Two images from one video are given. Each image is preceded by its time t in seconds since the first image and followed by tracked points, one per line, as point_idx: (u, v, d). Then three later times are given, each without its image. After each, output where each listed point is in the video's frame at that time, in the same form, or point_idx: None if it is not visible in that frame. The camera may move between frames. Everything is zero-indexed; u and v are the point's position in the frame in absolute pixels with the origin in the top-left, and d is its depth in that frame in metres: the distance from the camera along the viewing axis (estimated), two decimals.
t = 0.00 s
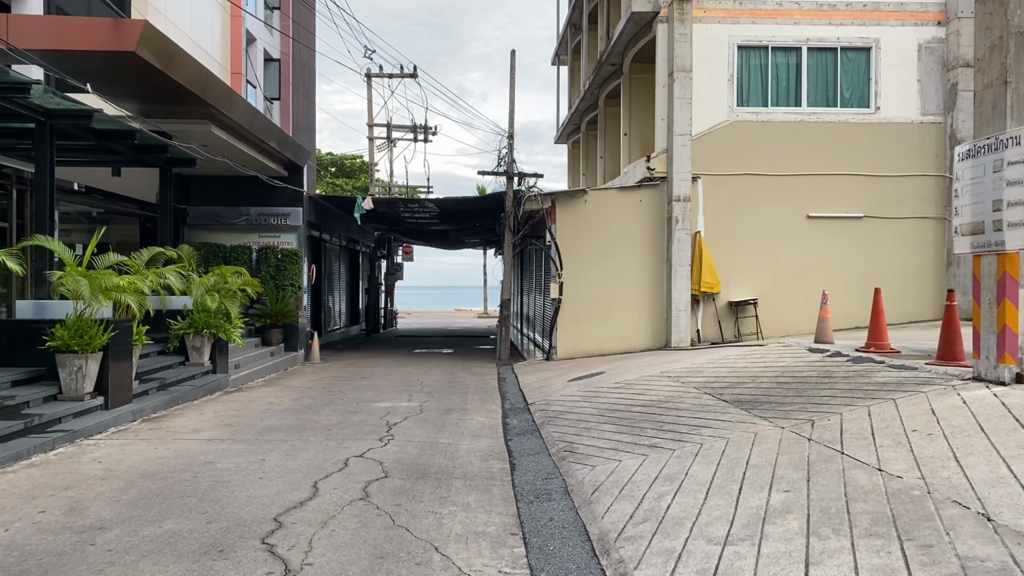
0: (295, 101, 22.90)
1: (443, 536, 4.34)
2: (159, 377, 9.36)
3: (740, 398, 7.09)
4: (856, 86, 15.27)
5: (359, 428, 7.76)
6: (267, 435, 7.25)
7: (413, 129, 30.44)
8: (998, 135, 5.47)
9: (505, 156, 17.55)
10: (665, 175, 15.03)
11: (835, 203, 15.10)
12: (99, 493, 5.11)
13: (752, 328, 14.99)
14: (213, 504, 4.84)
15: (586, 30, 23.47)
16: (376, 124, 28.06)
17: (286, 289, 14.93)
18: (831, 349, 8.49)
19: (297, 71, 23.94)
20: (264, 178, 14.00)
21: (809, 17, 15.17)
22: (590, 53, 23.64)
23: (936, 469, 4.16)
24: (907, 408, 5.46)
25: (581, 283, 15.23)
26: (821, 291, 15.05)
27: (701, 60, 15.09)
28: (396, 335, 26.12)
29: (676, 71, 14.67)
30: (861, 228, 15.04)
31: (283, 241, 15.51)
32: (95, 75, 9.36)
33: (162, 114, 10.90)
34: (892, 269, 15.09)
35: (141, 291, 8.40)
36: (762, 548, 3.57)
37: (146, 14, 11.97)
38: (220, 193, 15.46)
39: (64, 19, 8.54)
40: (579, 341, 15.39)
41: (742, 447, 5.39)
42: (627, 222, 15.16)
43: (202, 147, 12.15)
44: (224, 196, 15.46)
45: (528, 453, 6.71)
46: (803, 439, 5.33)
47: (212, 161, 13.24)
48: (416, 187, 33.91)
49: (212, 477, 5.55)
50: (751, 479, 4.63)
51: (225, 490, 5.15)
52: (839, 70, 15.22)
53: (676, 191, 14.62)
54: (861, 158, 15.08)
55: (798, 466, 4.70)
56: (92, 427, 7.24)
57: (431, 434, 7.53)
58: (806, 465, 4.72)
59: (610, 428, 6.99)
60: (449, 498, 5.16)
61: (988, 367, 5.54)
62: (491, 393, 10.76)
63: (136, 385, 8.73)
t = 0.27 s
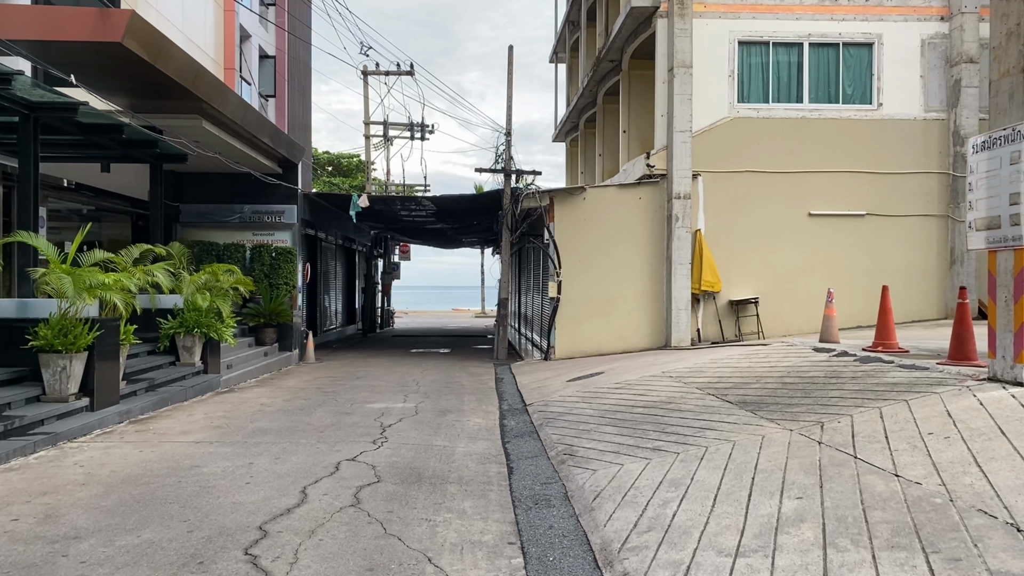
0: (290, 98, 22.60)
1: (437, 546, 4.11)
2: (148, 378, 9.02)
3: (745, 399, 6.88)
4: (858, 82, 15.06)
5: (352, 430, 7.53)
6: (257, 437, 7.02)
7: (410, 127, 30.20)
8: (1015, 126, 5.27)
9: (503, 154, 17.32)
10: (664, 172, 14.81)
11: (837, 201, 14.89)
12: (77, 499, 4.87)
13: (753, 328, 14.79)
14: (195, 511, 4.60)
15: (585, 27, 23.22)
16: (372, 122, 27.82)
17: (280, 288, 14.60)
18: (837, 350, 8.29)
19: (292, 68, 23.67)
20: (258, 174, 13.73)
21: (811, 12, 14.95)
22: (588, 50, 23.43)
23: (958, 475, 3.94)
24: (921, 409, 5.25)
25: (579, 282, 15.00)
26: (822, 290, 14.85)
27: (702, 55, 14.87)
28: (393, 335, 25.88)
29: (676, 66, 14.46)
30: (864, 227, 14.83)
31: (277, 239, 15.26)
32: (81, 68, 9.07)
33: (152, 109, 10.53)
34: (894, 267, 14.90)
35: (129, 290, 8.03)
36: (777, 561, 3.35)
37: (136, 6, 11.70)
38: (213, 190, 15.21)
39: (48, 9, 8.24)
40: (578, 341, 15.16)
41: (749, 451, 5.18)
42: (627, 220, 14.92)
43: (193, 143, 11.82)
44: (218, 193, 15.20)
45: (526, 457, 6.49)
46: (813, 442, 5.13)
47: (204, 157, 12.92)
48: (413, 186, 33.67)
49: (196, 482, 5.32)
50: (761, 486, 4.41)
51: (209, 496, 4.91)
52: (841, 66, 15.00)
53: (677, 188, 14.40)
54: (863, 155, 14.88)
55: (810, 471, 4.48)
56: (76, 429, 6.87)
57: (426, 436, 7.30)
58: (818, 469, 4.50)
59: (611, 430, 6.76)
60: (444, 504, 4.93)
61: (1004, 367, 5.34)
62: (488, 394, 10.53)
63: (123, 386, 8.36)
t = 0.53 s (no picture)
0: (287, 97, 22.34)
1: (434, 566, 3.89)
2: (139, 383, 8.65)
3: (753, 407, 6.66)
4: (863, 80, 14.83)
5: (348, 438, 7.30)
6: (248, 446, 6.79)
7: (409, 126, 29.97)
8: None
9: (502, 153, 17.09)
10: (666, 172, 14.59)
11: (841, 201, 14.67)
12: (57, 513, 4.64)
13: (757, 330, 14.57)
14: (180, 527, 4.37)
15: (585, 25, 22.99)
16: (371, 121, 27.60)
17: (277, 289, 14.34)
18: (846, 354, 8.09)
19: (290, 67, 23.44)
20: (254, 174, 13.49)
21: (815, 9, 14.72)
22: (589, 49, 23.22)
23: (985, 494, 3.73)
24: (939, 419, 5.03)
25: (580, 283, 14.76)
26: (827, 291, 14.64)
27: (704, 53, 14.64)
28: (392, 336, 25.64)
29: (679, 64, 14.24)
30: (869, 227, 14.61)
31: (273, 240, 15.06)
32: (71, 65, 8.83)
33: (144, 108, 10.28)
34: (900, 269, 14.68)
35: (117, 293, 7.63)
36: None
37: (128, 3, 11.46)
38: (209, 190, 14.97)
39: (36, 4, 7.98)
40: (579, 343, 14.92)
41: (760, 464, 4.98)
42: (628, 220, 14.69)
43: (187, 142, 11.58)
44: (213, 193, 14.96)
45: (527, 467, 6.26)
46: (827, 454, 4.92)
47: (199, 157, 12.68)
48: (413, 186, 33.45)
49: (183, 494, 5.09)
50: (777, 503, 4.18)
51: (195, 511, 4.67)
52: (846, 65, 14.78)
53: (679, 188, 14.17)
54: (868, 154, 14.66)
55: (827, 487, 4.26)
56: (63, 437, 6.53)
57: (423, 444, 7.07)
58: (834, 485, 4.28)
59: (615, 439, 6.54)
60: (441, 519, 4.70)
61: None
62: (488, 399, 10.30)
63: (114, 391, 8.01)
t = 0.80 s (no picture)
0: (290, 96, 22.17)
1: None
2: (136, 385, 8.45)
3: (766, 410, 6.45)
4: (872, 77, 14.57)
5: (348, 441, 7.11)
6: (247, 449, 6.60)
7: (412, 125, 29.79)
8: None
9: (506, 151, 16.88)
10: (673, 170, 14.37)
11: (851, 199, 14.43)
12: (44, 521, 4.45)
13: (765, 330, 14.35)
14: (171, 537, 4.17)
15: (590, 23, 22.76)
16: (374, 120, 27.43)
17: (278, 289, 14.20)
18: (861, 356, 7.90)
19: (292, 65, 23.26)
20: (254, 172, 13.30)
21: (824, 5, 14.47)
22: (594, 47, 23.01)
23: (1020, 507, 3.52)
24: (964, 425, 4.83)
25: (585, 283, 14.55)
26: (836, 291, 14.41)
27: (711, 50, 14.38)
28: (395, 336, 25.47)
29: (685, 61, 14.01)
30: (878, 226, 14.38)
31: (275, 239, 14.92)
32: (67, 60, 8.65)
33: (143, 105, 10.08)
34: (910, 268, 14.44)
35: (113, 293, 7.40)
36: None
37: None
38: (209, 188, 14.78)
39: None
40: (584, 344, 14.70)
41: (777, 471, 4.79)
42: (634, 219, 14.47)
43: (187, 140, 11.38)
44: (214, 192, 14.78)
45: (533, 472, 6.07)
46: (847, 461, 4.72)
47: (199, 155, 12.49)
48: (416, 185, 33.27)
49: (176, 501, 4.89)
50: (798, 515, 3.96)
51: (188, 519, 4.47)
52: (855, 61, 14.51)
53: (686, 186, 13.95)
54: (878, 152, 14.41)
55: (850, 497, 4.05)
56: (57, 440, 6.33)
57: (426, 448, 6.87)
58: (858, 495, 4.08)
59: (624, 443, 6.34)
60: (444, 529, 4.50)
61: None
62: (492, 400, 10.10)
63: (111, 393, 7.84)
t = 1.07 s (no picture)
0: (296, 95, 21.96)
1: None
2: (138, 388, 8.28)
3: (785, 416, 6.24)
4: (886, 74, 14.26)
5: (354, 446, 6.93)
6: (249, 454, 6.42)
7: (419, 125, 29.64)
8: None
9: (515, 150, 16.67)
10: (684, 169, 14.14)
11: (865, 198, 14.15)
12: (36, 531, 4.27)
13: (778, 331, 14.09)
14: (167, 550, 3.99)
15: (599, 21, 22.55)
16: (381, 120, 27.29)
17: (284, 289, 14.16)
18: (882, 359, 7.69)
19: (299, 65, 23.11)
20: (260, 171, 13.14)
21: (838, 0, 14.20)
22: (603, 46, 22.80)
23: None
24: (997, 432, 4.61)
25: (595, 283, 14.34)
26: (850, 292, 14.13)
27: (723, 47, 14.12)
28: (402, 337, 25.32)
29: (697, 58, 13.78)
30: (893, 225, 14.10)
31: (282, 239, 14.79)
32: (69, 56, 8.50)
33: (146, 103, 9.92)
34: (926, 268, 14.16)
35: (114, 294, 7.22)
36: None
37: None
38: (215, 188, 14.64)
39: None
40: (593, 345, 14.48)
41: (800, 480, 4.59)
42: (645, 219, 14.24)
43: (191, 139, 11.23)
44: (220, 192, 14.64)
45: (543, 480, 5.87)
46: (874, 470, 4.51)
47: (204, 153, 12.34)
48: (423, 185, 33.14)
49: (175, 509, 4.71)
50: (828, 530, 3.74)
51: (185, 530, 4.29)
52: (869, 58, 14.20)
53: (697, 185, 13.72)
54: (893, 150, 14.12)
55: (880, 510, 3.85)
56: (56, 445, 6.15)
57: (433, 454, 6.68)
58: (887, 506, 3.88)
59: (638, 450, 6.13)
60: (453, 541, 4.30)
61: None
62: (500, 403, 9.91)
63: (112, 395, 7.65)
